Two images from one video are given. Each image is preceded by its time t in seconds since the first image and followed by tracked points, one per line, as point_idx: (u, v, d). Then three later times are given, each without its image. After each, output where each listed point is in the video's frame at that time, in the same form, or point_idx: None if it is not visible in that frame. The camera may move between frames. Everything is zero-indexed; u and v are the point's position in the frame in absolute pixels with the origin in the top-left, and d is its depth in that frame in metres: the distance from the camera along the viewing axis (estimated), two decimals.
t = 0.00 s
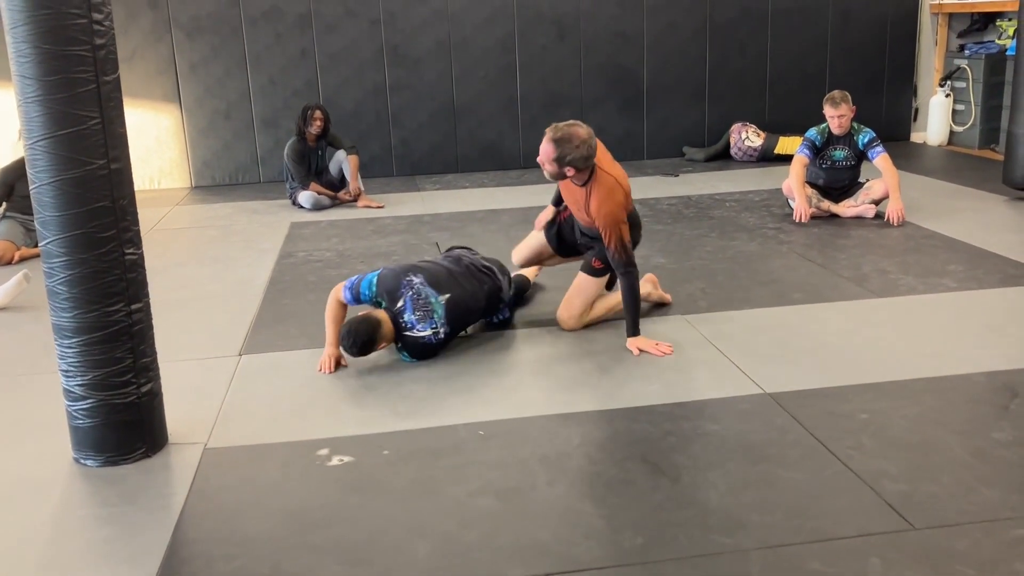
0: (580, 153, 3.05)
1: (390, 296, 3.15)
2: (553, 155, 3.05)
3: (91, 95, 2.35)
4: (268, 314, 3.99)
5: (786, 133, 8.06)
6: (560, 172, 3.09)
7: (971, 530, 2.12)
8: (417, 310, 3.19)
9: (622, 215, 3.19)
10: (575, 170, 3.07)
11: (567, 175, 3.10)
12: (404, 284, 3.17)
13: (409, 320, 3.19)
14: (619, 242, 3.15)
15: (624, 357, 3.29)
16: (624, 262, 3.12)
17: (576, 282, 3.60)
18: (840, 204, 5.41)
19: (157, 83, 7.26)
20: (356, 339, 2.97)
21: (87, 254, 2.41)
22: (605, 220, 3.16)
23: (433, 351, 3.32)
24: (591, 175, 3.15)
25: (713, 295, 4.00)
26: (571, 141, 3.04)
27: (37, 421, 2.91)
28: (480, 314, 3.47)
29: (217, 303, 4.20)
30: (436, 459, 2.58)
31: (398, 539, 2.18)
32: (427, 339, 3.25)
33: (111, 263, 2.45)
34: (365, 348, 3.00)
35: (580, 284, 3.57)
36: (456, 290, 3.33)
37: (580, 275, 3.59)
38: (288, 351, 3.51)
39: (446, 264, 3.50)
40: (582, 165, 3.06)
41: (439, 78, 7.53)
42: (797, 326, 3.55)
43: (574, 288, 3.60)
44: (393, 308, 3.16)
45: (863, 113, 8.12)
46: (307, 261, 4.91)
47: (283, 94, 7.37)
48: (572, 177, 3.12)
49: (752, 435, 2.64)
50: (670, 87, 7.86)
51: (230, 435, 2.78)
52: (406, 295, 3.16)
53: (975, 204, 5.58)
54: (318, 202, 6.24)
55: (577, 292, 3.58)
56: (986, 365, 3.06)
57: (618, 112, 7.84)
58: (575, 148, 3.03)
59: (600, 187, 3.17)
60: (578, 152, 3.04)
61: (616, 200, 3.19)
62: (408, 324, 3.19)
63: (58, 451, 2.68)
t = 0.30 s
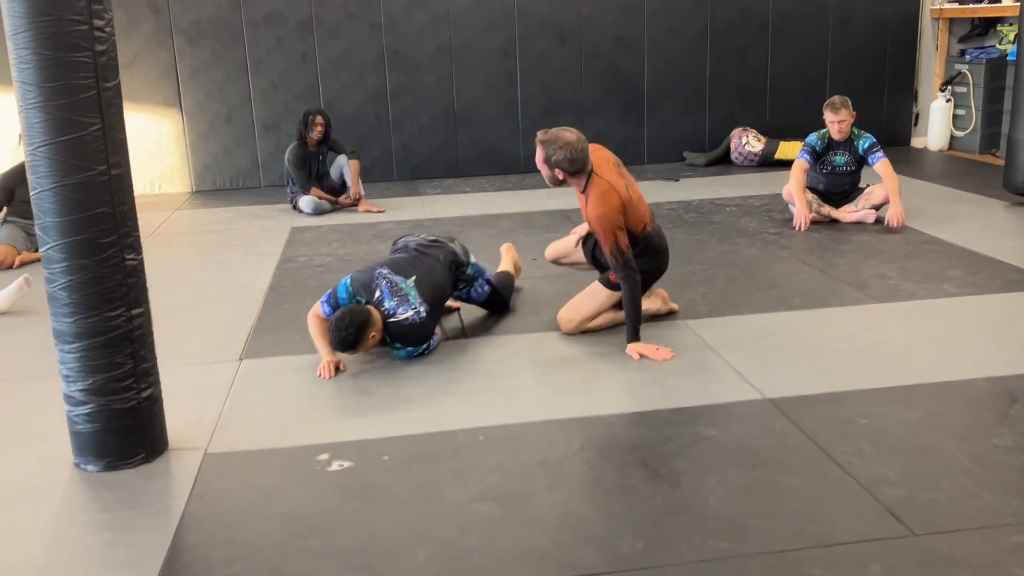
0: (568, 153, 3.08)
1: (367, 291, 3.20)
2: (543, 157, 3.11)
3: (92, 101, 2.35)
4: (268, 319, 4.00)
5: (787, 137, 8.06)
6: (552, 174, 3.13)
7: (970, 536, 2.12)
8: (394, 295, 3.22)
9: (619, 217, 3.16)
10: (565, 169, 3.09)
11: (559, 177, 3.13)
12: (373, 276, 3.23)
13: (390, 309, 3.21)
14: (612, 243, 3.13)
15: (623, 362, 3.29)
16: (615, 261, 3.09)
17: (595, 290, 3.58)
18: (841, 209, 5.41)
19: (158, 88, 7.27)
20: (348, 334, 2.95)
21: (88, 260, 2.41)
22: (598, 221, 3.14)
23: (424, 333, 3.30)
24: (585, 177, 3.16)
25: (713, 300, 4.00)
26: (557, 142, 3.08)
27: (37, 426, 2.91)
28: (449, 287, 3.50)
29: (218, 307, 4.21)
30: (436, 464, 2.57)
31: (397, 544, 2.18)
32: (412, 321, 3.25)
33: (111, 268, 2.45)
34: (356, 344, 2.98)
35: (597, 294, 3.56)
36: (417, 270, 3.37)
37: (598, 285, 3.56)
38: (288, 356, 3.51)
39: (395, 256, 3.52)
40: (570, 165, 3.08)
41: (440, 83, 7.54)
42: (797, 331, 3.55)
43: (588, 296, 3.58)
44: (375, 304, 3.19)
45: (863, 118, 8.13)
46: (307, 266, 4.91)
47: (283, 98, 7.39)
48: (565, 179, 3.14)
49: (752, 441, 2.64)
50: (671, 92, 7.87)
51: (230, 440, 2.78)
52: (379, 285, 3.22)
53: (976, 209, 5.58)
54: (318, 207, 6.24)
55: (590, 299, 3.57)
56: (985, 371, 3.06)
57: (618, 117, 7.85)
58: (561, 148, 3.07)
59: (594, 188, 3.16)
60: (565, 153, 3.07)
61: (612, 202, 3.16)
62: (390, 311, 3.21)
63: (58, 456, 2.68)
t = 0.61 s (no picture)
0: (583, 148, 3.12)
1: (356, 276, 3.27)
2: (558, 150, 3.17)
3: (95, 102, 2.36)
4: (271, 321, 4.00)
5: (791, 140, 8.05)
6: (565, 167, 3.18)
7: (974, 540, 2.11)
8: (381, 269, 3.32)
9: (626, 216, 3.16)
10: (577, 163, 3.13)
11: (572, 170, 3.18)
12: (354, 268, 3.32)
13: (385, 278, 3.29)
14: (618, 241, 3.13)
15: (626, 365, 3.29)
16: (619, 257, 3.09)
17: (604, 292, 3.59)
18: (844, 212, 5.40)
19: (163, 90, 7.29)
20: (362, 298, 2.98)
21: (91, 262, 2.41)
22: (605, 219, 3.15)
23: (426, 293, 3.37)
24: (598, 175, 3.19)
25: (716, 303, 4.00)
26: (572, 136, 3.14)
27: (40, 427, 2.91)
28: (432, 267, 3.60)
29: (221, 310, 4.21)
30: (438, 467, 2.57)
31: (399, 547, 2.17)
32: (410, 282, 3.35)
33: (114, 270, 2.45)
34: (375, 307, 3.01)
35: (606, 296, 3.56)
36: (393, 255, 3.48)
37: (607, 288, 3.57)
38: (291, 358, 3.51)
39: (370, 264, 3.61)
40: (584, 159, 3.12)
41: (443, 86, 7.54)
42: (800, 334, 3.55)
43: (596, 296, 3.58)
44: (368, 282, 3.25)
45: (867, 121, 8.12)
46: (311, 268, 4.92)
47: (287, 101, 7.40)
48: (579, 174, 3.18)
49: (755, 444, 2.63)
50: (674, 95, 7.86)
51: (233, 442, 2.78)
52: (365, 267, 3.31)
53: (980, 212, 5.56)
54: (322, 209, 6.24)
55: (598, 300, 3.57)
56: (989, 374, 3.05)
57: (622, 120, 7.85)
58: (576, 142, 3.11)
59: (606, 186, 3.17)
60: (580, 147, 3.11)
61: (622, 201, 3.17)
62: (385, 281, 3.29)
63: (61, 458, 2.68)
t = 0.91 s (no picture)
0: (596, 149, 3.09)
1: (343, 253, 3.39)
2: (567, 155, 3.11)
3: (99, 102, 2.36)
4: (274, 321, 4.00)
5: (796, 141, 8.03)
6: (576, 172, 3.12)
7: (980, 545, 2.09)
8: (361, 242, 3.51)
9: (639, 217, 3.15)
10: (591, 165, 3.09)
11: (585, 175, 3.12)
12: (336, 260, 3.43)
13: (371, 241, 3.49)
14: (631, 241, 3.11)
15: (630, 367, 3.27)
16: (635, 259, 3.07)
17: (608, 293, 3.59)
18: (850, 214, 5.39)
19: (168, 91, 7.30)
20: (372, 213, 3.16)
21: (93, 262, 2.41)
22: (619, 219, 3.13)
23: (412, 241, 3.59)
24: (609, 176, 3.16)
25: (721, 305, 3.99)
26: (584, 139, 3.10)
27: (43, 427, 2.91)
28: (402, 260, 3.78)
29: (225, 310, 4.21)
30: (441, 469, 2.56)
31: (401, 549, 2.16)
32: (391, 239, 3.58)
33: (117, 270, 2.45)
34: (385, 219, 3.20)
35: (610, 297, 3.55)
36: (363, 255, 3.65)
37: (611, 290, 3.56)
38: (294, 359, 3.50)
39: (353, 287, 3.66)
40: (598, 160, 3.09)
41: (448, 87, 7.54)
42: (805, 337, 3.53)
43: (600, 298, 3.57)
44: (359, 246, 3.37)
45: (873, 123, 8.10)
46: (315, 268, 4.92)
47: (292, 102, 7.40)
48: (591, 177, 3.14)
49: (759, 447, 2.62)
50: (679, 96, 7.85)
51: (236, 442, 2.78)
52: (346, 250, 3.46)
53: (987, 215, 5.54)
54: (326, 209, 6.24)
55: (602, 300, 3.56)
56: (995, 378, 3.03)
57: (627, 121, 7.84)
58: (588, 143, 3.09)
59: (619, 187, 3.15)
60: (594, 149, 3.09)
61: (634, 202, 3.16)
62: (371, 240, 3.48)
63: (63, 458, 2.68)
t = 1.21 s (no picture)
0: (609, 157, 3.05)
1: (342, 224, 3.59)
2: (586, 170, 3.03)
3: (105, 101, 2.36)
4: (280, 321, 4.00)
5: (803, 143, 8.01)
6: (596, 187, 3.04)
7: (985, 548, 2.08)
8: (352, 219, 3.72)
9: (662, 216, 3.14)
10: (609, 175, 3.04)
11: (604, 188, 3.06)
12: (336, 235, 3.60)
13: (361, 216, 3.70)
14: (656, 243, 3.10)
15: (634, 368, 3.27)
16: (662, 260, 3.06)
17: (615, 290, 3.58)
18: (856, 216, 5.38)
19: (174, 91, 7.32)
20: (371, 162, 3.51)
21: (99, 261, 2.42)
22: (645, 222, 3.12)
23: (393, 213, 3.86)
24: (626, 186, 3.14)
25: (726, 306, 3.98)
26: (601, 154, 3.04)
27: (48, 426, 2.92)
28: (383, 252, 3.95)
29: (231, 309, 4.22)
30: (445, 469, 2.56)
31: (405, 549, 2.16)
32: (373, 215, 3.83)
33: (122, 269, 2.46)
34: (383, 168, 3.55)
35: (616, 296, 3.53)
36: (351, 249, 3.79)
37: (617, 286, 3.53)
38: (299, 358, 3.51)
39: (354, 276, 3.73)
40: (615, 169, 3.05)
41: (454, 87, 7.55)
42: (810, 338, 3.52)
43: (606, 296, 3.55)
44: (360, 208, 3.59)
45: (879, 125, 8.07)
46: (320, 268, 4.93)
47: (298, 102, 7.42)
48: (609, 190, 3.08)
49: (763, 448, 2.61)
50: (685, 98, 7.84)
51: (240, 441, 2.78)
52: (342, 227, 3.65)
53: (993, 217, 5.52)
54: (332, 209, 6.25)
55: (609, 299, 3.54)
56: (1001, 380, 3.02)
57: (633, 122, 7.84)
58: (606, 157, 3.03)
59: (639, 192, 3.15)
60: (608, 157, 3.05)
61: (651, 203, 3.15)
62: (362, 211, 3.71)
63: (68, 457, 2.69)
